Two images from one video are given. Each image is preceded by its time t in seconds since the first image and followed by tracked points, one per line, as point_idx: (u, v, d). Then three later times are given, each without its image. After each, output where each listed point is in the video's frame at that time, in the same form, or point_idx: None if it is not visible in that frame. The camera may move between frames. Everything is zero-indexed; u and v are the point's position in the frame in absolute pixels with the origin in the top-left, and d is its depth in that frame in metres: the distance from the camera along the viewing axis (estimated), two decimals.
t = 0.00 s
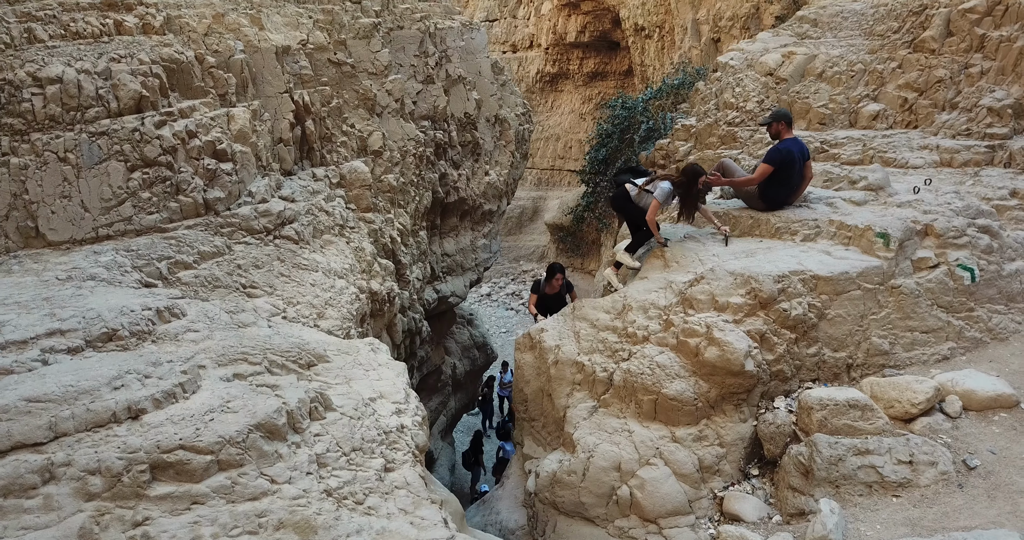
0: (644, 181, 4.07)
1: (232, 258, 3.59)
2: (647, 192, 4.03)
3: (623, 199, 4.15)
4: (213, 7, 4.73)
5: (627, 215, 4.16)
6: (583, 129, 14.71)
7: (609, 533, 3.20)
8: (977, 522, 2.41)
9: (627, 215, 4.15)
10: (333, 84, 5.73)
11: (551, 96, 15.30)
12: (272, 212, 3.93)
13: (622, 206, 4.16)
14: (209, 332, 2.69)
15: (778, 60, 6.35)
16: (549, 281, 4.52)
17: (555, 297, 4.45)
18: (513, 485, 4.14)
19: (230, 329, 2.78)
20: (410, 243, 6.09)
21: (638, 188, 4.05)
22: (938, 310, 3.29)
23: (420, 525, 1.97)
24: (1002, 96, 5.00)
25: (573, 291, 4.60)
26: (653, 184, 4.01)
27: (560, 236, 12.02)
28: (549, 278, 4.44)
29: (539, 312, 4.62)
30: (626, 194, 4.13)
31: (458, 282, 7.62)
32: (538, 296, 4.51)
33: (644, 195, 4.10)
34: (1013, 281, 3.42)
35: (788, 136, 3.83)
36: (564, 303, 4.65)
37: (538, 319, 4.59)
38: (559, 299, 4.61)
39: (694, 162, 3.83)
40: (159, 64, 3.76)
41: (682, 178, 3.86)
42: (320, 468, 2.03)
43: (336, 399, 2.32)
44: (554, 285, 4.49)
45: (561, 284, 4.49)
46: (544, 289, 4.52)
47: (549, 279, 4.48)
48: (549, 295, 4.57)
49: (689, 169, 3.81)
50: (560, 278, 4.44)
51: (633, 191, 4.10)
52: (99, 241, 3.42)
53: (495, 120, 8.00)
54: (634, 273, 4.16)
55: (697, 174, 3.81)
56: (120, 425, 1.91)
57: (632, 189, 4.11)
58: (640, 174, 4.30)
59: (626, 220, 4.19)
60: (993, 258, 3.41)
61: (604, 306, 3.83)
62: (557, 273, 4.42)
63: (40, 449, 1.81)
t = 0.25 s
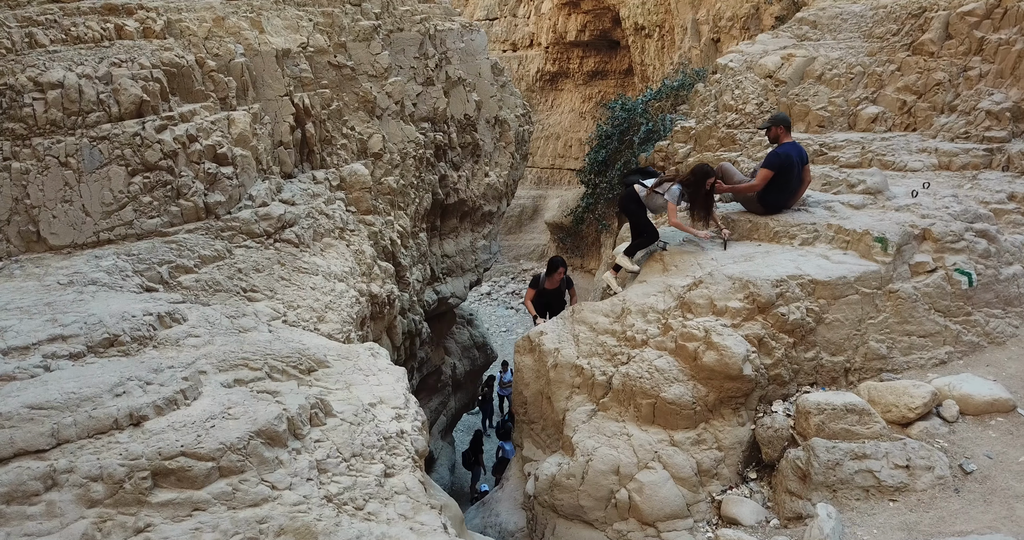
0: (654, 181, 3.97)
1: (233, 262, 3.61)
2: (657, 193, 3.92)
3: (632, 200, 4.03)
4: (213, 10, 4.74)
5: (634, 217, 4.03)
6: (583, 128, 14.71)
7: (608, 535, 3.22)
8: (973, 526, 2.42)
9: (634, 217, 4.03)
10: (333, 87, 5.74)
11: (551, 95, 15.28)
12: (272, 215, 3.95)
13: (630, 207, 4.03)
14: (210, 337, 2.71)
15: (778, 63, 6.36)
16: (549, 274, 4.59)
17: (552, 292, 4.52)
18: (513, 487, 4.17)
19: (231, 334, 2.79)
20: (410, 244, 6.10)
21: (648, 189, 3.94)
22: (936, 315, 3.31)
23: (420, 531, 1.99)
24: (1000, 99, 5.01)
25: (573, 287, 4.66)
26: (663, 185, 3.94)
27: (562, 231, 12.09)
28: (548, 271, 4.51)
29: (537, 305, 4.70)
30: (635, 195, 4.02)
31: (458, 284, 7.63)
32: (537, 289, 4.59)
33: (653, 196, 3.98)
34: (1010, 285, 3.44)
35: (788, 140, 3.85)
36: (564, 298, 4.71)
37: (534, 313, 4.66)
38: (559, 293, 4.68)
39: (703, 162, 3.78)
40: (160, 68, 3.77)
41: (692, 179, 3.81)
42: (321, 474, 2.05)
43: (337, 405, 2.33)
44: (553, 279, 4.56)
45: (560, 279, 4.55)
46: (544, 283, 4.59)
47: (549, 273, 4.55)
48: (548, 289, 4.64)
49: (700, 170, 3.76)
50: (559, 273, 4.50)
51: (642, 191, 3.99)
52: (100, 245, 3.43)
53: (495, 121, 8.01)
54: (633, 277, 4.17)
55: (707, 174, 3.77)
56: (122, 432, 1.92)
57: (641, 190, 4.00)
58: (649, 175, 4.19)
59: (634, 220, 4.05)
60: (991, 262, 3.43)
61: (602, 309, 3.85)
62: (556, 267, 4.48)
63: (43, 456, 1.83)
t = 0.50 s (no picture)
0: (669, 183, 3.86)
1: (233, 265, 3.63)
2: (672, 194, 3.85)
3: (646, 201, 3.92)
4: (213, 12, 4.75)
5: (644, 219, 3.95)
6: (583, 125, 14.69)
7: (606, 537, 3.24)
8: (969, 529, 2.44)
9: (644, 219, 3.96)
10: (333, 88, 5.75)
11: (551, 92, 15.27)
12: (272, 217, 3.96)
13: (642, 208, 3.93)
14: (210, 341, 2.72)
15: (777, 63, 6.36)
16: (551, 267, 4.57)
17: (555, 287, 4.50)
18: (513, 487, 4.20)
19: (232, 337, 2.81)
20: (410, 245, 6.12)
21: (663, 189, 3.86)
22: (933, 318, 3.33)
23: (420, 535, 2.01)
24: (999, 100, 5.01)
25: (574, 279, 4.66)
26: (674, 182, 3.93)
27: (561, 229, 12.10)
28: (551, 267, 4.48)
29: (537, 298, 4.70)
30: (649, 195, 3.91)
31: (458, 283, 7.65)
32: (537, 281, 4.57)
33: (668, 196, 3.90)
34: (1007, 288, 3.46)
35: (784, 142, 3.86)
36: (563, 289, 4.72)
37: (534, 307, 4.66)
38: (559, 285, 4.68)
39: (720, 162, 3.78)
40: (161, 71, 3.78)
41: (708, 178, 3.80)
42: (321, 478, 2.07)
43: (337, 410, 2.35)
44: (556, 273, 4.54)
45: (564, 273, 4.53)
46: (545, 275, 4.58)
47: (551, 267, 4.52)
48: (549, 281, 4.64)
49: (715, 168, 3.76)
50: (563, 269, 4.47)
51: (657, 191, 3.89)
52: (101, 248, 3.45)
53: (494, 121, 8.02)
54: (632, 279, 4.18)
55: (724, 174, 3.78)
56: (124, 438, 1.94)
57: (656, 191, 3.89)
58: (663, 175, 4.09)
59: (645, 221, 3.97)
60: (988, 265, 3.44)
61: (601, 311, 3.86)
62: (560, 263, 4.44)
63: (45, 462, 1.84)
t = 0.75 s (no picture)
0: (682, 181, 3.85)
1: (234, 266, 3.64)
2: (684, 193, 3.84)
3: (657, 198, 3.90)
4: (213, 13, 4.76)
5: (651, 216, 3.93)
6: (583, 121, 14.69)
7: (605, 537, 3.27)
8: (964, 531, 2.46)
9: (651, 216, 3.94)
10: (333, 88, 5.76)
11: (551, 88, 15.26)
12: (273, 218, 3.98)
13: (651, 205, 3.91)
14: (212, 343, 2.74)
15: (776, 62, 6.37)
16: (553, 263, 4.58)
17: (561, 284, 4.52)
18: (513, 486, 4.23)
19: (234, 340, 2.82)
20: (410, 244, 6.14)
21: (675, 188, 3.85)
22: (930, 319, 3.35)
23: (420, 537, 2.03)
24: (998, 101, 5.02)
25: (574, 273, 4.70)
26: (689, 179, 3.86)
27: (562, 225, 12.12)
28: (557, 264, 4.48)
29: (540, 294, 4.69)
30: (661, 192, 3.89)
31: (458, 282, 7.67)
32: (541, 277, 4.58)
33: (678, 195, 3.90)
34: (1004, 289, 3.47)
35: (783, 144, 3.87)
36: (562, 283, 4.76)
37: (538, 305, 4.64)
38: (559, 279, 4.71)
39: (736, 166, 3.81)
40: (161, 74, 3.78)
41: (722, 181, 3.81)
42: (322, 481, 2.09)
43: (338, 413, 2.37)
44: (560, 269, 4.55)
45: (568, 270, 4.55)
46: (549, 272, 4.58)
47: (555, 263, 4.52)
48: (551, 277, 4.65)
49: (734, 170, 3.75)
50: (569, 267, 4.48)
51: (669, 190, 3.87)
52: (103, 250, 3.47)
53: (494, 119, 8.05)
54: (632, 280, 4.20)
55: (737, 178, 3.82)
56: (127, 441, 1.96)
57: (667, 189, 3.87)
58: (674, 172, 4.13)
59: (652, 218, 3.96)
60: (985, 267, 3.46)
61: (600, 312, 3.88)
62: (566, 262, 4.45)
63: (50, 465, 1.86)
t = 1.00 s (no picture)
0: (688, 181, 3.82)
1: (235, 264, 3.66)
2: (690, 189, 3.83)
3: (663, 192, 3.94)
4: (213, 10, 4.76)
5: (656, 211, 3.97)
6: (583, 114, 14.68)
7: (604, 533, 3.30)
8: (959, 528, 2.49)
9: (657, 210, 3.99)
10: (333, 85, 5.76)
11: (551, 80, 15.24)
12: (274, 216, 4.00)
13: (657, 199, 3.95)
14: (214, 342, 2.76)
15: (776, 59, 6.37)
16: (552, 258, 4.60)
17: (565, 276, 4.55)
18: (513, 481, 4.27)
19: (235, 339, 2.84)
20: (410, 240, 6.15)
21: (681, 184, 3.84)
22: (927, 317, 3.36)
23: (421, 535, 2.06)
24: (997, 98, 5.01)
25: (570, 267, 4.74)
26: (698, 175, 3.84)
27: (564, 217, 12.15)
28: (558, 257, 4.51)
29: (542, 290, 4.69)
30: (667, 187, 3.91)
31: (458, 277, 7.69)
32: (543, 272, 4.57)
33: (685, 191, 3.87)
34: (1001, 288, 3.49)
35: (782, 143, 3.89)
36: (559, 278, 4.79)
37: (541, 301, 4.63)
38: (557, 274, 4.73)
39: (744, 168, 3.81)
40: (162, 71, 3.80)
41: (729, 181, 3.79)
42: (323, 480, 2.11)
43: (339, 412, 2.39)
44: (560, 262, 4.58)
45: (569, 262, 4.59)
46: (550, 267, 4.59)
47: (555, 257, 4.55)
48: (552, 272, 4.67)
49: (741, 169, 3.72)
50: (569, 258, 4.53)
51: (674, 185, 3.87)
52: (105, 248, 3.48)
53: (494, 115, 8.07)
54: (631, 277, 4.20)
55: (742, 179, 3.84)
56: (130, 441, 1.98)
57: (673, 184, 3.87)
58: (678, 164, 4.01)
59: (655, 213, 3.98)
60: (983, 265, 3.47)
61: (600, 309, 3.90)
62: (567, 254, 4.49)
63: (54, 465, 1.89)
